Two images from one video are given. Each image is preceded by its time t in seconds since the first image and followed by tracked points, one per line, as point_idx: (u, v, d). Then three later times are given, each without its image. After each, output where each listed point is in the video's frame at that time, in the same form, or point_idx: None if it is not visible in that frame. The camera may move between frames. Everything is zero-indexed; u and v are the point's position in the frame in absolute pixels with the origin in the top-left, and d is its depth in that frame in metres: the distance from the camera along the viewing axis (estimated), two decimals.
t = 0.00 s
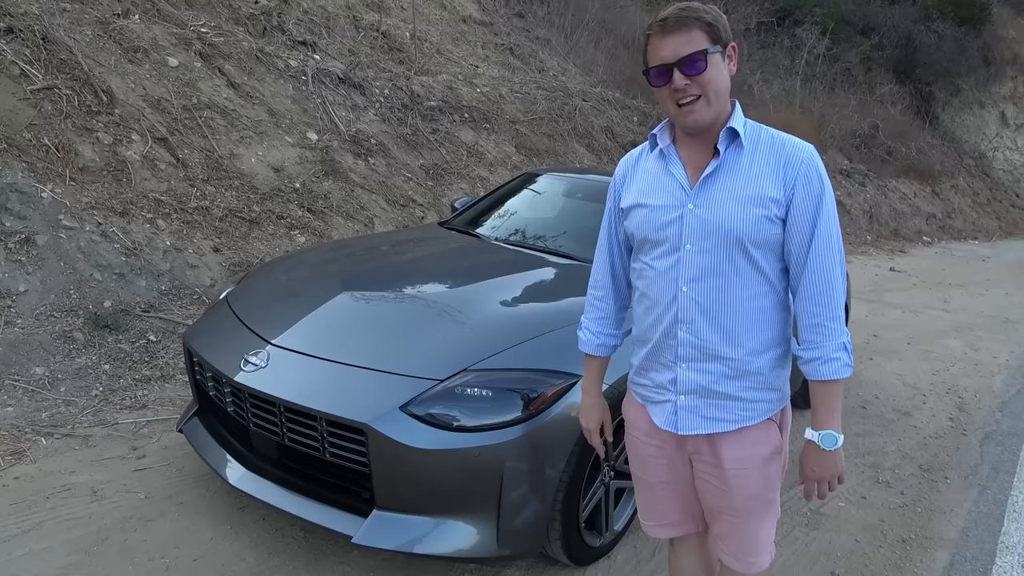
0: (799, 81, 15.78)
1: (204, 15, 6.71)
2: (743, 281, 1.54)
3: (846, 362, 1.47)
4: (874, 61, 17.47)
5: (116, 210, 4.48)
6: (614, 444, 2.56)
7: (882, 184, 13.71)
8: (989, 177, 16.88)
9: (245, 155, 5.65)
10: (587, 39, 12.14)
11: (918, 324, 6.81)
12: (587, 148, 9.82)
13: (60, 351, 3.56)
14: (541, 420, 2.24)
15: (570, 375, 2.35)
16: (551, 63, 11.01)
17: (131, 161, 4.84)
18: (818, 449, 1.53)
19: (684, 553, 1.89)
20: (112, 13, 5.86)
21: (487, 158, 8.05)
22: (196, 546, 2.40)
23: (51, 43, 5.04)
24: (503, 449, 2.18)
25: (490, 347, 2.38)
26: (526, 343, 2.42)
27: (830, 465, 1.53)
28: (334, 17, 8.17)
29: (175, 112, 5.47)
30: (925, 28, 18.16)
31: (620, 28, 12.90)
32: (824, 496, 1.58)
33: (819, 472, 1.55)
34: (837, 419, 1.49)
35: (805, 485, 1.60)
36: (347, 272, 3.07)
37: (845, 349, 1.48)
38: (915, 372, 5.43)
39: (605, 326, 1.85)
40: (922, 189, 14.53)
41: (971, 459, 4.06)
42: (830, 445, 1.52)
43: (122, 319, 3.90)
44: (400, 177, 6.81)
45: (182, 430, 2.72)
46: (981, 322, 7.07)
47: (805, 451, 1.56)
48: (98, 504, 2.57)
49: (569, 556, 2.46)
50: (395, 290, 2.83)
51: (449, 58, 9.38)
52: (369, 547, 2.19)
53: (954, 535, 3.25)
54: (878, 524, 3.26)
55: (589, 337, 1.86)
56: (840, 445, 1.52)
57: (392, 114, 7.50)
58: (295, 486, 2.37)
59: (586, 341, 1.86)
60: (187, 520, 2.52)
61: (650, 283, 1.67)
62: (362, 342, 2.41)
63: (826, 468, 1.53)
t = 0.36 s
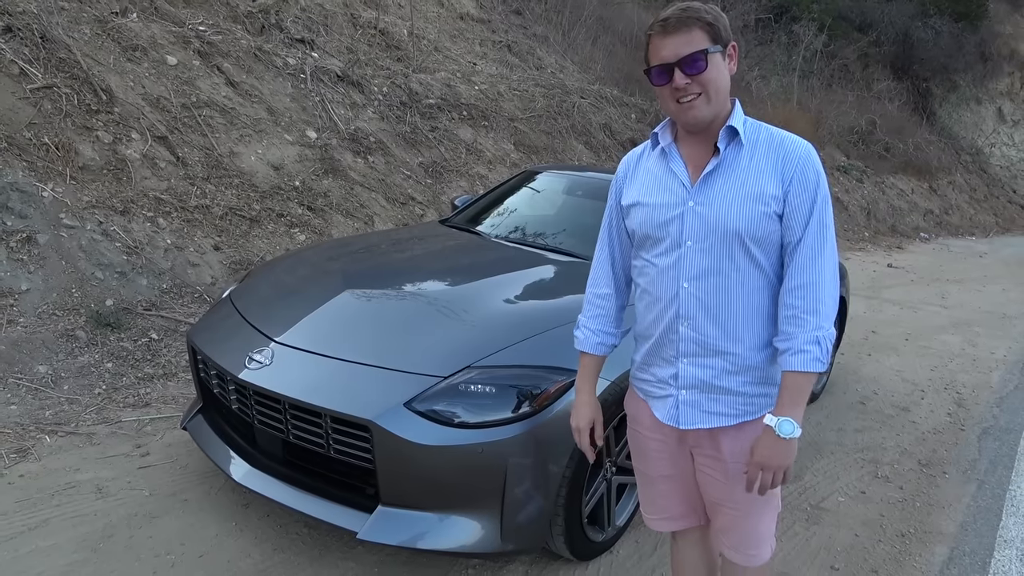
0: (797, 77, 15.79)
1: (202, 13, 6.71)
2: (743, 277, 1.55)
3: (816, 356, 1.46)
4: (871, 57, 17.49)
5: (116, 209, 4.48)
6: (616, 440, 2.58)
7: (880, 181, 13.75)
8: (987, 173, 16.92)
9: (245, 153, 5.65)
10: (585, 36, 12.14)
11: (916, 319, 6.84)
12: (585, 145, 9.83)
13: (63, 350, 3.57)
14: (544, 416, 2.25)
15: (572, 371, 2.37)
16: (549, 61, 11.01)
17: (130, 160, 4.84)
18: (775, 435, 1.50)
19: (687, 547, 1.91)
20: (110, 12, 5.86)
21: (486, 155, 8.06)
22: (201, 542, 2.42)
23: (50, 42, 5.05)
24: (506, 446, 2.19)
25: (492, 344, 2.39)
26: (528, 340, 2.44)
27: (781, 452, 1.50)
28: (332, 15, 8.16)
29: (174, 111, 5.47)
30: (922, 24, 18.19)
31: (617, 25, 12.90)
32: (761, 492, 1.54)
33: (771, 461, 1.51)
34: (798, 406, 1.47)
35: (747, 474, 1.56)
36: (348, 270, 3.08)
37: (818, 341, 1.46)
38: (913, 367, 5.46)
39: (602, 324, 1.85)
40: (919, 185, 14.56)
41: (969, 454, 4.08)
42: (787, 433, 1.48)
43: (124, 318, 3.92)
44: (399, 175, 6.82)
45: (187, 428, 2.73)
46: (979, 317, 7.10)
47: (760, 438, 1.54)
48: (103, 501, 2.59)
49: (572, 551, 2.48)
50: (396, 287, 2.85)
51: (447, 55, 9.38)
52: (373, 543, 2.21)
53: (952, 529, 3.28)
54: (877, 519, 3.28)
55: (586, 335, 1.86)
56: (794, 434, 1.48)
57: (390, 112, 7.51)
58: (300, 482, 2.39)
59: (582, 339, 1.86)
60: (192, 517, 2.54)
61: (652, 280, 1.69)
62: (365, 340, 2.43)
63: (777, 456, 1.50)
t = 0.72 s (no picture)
0: (797, 77, 15.78)
1: (202, 10, 6.70)
2: (741, 276, 1.56)
3: (814, 355, 1.47)
4: (870, 57, 17.49)
5: (116, 206, 4.48)
6: (614, 438, 2.59)
7: (879, 180, 13.76)
8: (985, 173, 16.95)
9: (245, 150, 5.65)
10: (585, 34, 12.14)
11: (914, 319, 6.85)
12: (585, 144, 9.84)
13: (63, 347, 3.57)
14: (544, 414, 2.26)
15: (571, 369, 2.38)
16: (548, 59, 11.01)
17: (130, 156, 4.84)
18: (780, 438, 1.50)
19: (685, 543, 1.92)
20: (111, 9, 5.86)
21: (486, 154, 8.06)
22: (201, 538, 2.42)
23: (51, 38, 5.05)
24: (506, 443, 2.20)
25: (493, 342, 2.40)
26: (527, 338, 2.44)
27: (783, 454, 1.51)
28: (332, 12, 8.16)
29: (174, 108, 5.47)
30: (922, 24, 18.20)
31: (617, 24, 12.90)
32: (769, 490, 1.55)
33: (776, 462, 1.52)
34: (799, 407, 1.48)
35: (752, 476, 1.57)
36: (349, 267, 3.09)
37: (815, 341, 1.48)
38: (911, 367, 5.48)
39: (606, 322, 1.85)
40: (918, 185, 14.59)
41: (967, 453, 4.10)
42: (791, 435, 1.49)
43: (124, 314, 3.92)
44: (399, 173, 6.81)
45: (187, 424, 2.74)
46: (977, 317, 7.11)
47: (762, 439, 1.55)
48: (103, 497, 2.59)
49: (571, 549, 2.49)
50: (396, 285, 2.86)
51: (447, 53, 9.38)
52: (373, 540, 2.22)
53: (949, 528, 3.29)
54: (874, 518, 3.30)
55: (591, 332, 1.86)
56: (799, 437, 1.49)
57: (390, 109, 7.51)
58: (300, 479, 2.39)
59: (586, 337, 1.86)
60: (192, 513, 2.55)
61: (651, 278, 1.70)
62: (366, 337, 2.44)
63: (781, 458, 1.51)
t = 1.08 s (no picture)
0: (790, 76, 15.82)
1: (195, 7, 6.67)
2: (711, 277, 1.58)
3: (805, 360, 1.46)
4: (863, 57, 17.56)
5: (108, 204, 4.46)
6: (607, 436, 2.59)
7: (871, 180, 13.83)
8: (976, 173, 17.05)
9: (237, 148, 5.63)
10: (579, 33, 12.13)
11: (905, 318, 6.89)
12: (578, 142, 9.84)
13: (54, 345, 3.55)
14: (537, 412, 2.27)
15: (565, 368, 2.38)
16: (542, 58, 11.00)
17: (122, 154, 4.82)
18: (778, 446, 1.53)
19: (678, 538, 1.92)
20: (102, 5, 5.83)
21: (480, 152, 8.05)
22: (193, 537, 2.42)
23: (42, 35, 5.02)
24: (499, 442, 2.20)
25: (486, 341, 2.40)
26: (520, 337, 2.44)
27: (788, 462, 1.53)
28: (325, 10, 8.13)
29: (167, 105, 5.44)
30: (914, 24, 18.28)
31: (611, 23, 12.90)
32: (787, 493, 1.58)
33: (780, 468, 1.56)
34: (793, 415, 1.49)
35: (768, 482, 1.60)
36: (342, 266, 3.09)
37: (805, 345, 1.47)
38: (902, 366, 5.51)
39: (606, 313, 1.92)
40: (910, 185, 14.66)
41: (957, 451, 4.12)
42: (787, 442, 1.52)
43: (115, 312, 3.91)
44: (392, 171, 6.80)
45: (179, 422, 2.73)
46: (968, 316, 7.16)
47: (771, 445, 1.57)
48: (94, 496, 2.58)
49: (564, 547, 2.50)
50: (389, 283, 2.85)
51: (441, 51, 9.36)
52: (366, 539, 2.22)
53: (940, 525, 3.31)
54: (866, 515, 3.32)
55: (596, 323, 1.95)
56: (799, 442, 1.51)
57: (384, 108, 7.50)
58: (293, 478, 2.39)
59: (593, 327, 1.95)
60: (185, 511, 2.54)
61: (638, 275, 1.75)
62: (359, 336, 2.43)
63: (788, 465, 1.54)
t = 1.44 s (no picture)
0: (786, 76, 15.84)
1: (190, 6, 6.65)
2: (691, 274, 1.60)
3: (748, 358, 1.44)
4: (858, 57, 17.61)
5: (104, 203, 4.45)
6: (604, 436, 2.60)
7: (866, 180, 13.87)
8: (971, 173, 17.12)
9: (233, 147, 5.62)
10: (575, 32, 12.14)
11: (900, 317, 6.92)
12: (575, 142, 9.85)
13: (49, 344, 3.55)
14: (533, 411, 2.27)
15: (561, 368, 2.39)
16: (538, 57, 11.00)
17: (118, 153, 4.81)
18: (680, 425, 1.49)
19: (679, 535, 1.93)
20: (97, 4, 5.81)
21: (476, 152, 8.06)
22: (189, 536, 2.41)
23: (37, 34, 5.01)
24: (496, 440, 2.21)
25: (483, 340, 2.40)
26: (516, 336, 2.45)
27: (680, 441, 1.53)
28: (321, 9, 8.12)
29: (162, 104, 5.43)
30: (909, 24, 18.33)
31: (607, 22, 12.90)
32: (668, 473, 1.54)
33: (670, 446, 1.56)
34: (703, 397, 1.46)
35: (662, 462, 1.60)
36: (338, 265, 3.08)
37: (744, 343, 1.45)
38: (897, 365, 5.53)
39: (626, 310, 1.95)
40: (905, 184, 14.71)
41: (952, 450, 4.14)
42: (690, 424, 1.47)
43: (111, 311, 3.90)
44: (389, 170, 6.80)
45: (175, 422, 2.72)
46: (962, 316, 7.19)
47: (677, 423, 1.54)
48: (90, 495, 2.58)
49: (560, 546, 2.50)
50: (385, 282, 2.85)
51: (437, 51, 9.35)
52: (362, 538, 2.22)
53: (934, 524, 3.33)
54: (861, 514, 3.33)
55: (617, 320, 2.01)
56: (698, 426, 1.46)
57: (380, 107, 7.49)
58: (289, 477, 2.39)
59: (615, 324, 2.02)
60: (181, 511, 2.54)
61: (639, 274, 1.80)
62: (355, 335, 2.43)
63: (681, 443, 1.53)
